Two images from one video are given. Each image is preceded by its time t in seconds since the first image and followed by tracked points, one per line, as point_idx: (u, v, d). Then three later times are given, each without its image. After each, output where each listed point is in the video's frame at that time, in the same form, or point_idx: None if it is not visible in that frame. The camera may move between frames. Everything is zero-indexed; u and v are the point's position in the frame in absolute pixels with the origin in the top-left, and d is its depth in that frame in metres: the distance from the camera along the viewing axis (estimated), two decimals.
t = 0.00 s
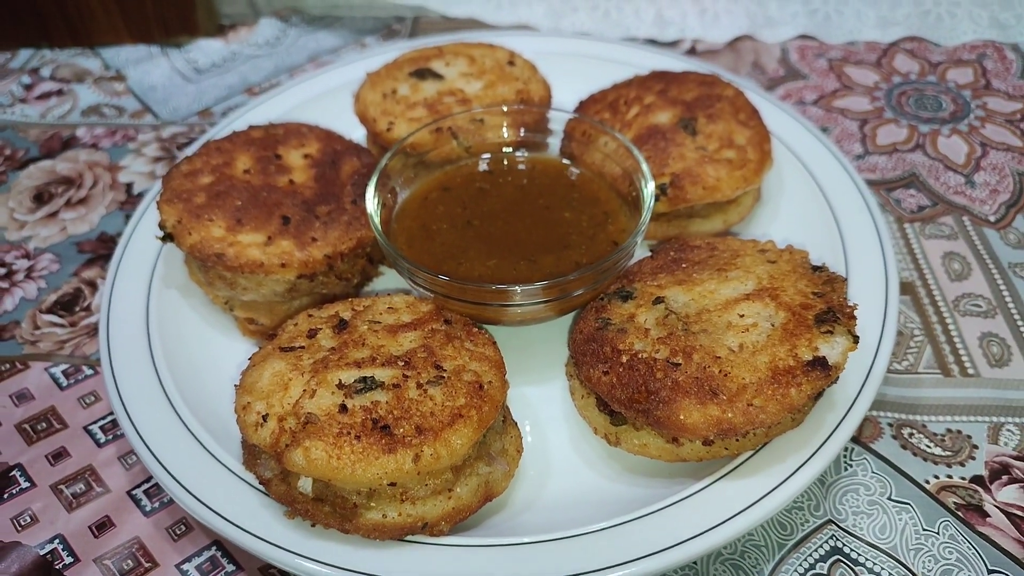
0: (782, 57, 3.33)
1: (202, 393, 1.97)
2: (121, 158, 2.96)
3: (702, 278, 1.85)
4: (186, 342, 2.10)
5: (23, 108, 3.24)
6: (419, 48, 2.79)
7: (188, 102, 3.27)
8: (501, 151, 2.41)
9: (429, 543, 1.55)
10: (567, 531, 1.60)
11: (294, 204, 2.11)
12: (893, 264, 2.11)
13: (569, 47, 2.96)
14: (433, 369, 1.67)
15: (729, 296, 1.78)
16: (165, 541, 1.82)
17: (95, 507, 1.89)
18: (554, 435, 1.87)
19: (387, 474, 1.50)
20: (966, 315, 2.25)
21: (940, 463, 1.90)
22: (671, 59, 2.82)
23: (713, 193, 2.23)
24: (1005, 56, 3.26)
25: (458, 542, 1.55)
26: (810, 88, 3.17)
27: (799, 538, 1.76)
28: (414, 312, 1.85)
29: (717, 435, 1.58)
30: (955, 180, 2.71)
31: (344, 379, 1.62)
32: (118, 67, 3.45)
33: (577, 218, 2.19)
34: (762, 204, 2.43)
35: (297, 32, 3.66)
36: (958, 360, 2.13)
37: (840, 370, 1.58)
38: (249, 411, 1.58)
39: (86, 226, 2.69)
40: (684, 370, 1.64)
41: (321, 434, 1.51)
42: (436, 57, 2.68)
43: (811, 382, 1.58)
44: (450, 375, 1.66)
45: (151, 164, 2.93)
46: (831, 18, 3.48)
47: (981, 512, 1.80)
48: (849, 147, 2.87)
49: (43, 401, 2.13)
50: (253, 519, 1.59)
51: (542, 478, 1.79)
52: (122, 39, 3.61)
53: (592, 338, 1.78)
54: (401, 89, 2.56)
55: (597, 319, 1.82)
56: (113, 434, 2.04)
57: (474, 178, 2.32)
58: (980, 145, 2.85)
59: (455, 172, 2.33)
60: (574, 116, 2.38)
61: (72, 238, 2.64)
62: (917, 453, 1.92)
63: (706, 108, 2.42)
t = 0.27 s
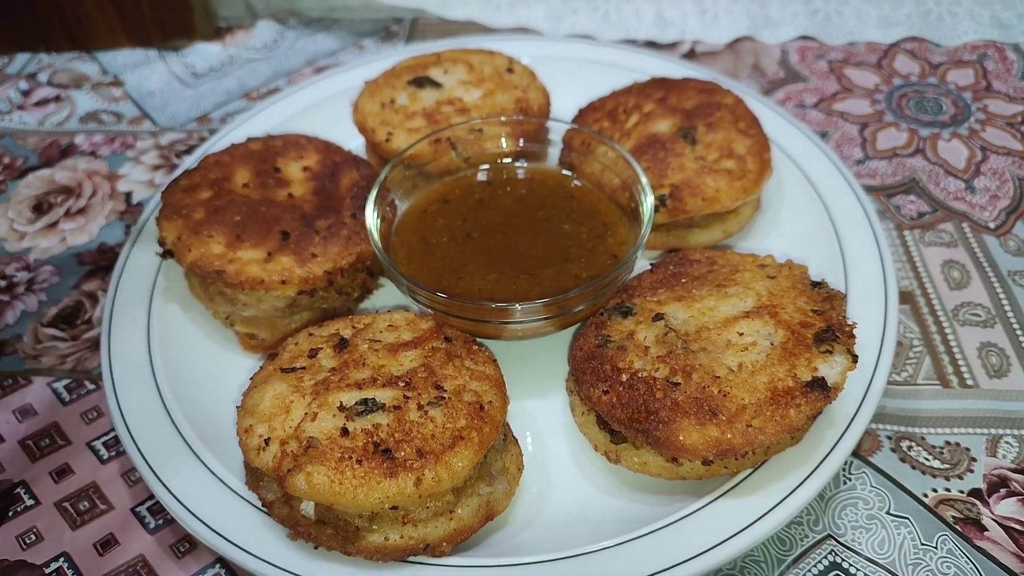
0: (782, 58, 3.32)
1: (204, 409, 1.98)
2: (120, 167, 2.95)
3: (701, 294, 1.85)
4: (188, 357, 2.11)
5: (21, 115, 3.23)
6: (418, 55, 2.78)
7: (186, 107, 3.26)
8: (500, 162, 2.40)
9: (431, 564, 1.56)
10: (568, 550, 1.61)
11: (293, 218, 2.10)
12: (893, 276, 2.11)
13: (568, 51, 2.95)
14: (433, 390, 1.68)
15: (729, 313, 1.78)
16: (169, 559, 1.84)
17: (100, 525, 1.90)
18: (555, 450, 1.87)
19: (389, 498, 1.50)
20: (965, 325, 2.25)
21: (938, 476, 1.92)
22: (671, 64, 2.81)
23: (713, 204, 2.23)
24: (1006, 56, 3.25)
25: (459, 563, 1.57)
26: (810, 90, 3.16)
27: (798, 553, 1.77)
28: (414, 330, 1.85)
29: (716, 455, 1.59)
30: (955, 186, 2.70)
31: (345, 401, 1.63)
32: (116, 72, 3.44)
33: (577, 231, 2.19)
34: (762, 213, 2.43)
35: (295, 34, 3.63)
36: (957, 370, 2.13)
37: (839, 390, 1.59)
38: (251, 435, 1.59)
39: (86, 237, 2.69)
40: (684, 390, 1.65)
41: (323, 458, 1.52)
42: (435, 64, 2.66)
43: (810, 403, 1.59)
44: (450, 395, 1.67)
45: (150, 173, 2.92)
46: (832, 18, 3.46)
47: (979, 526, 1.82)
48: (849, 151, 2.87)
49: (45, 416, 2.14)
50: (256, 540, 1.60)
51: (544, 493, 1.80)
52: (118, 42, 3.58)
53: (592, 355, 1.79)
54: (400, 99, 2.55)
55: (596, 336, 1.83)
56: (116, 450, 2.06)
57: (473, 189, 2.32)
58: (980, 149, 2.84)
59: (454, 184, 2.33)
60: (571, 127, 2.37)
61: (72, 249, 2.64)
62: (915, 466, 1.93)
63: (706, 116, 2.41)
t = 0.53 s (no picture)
0: (782, 62, 3.31)
1: (204, 419, 1.99)
2: (121, 172, 2.94)
3: (698, 309, 1.86)
4: (188, 367, 2.12)
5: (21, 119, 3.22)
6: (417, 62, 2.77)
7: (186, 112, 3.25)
8: (499, 172, 2.40)
9: None
10: (565, 565, 1.63)
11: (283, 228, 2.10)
12: (891, 289, 2.12)
13: (568, 57, 2.94)
14: (432, 406, 1.69)
15: (726, 329, 1.79)
16: (171, 570, 1.85)
17: (102, 536, 1.92)
18: (553, 462, 1.88)
19: (387, 516, 1.52)
20: (963, 335, 2.26)
21: (934, 489, 1.93)
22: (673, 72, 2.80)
23: (712, 216, 2.24)
24: (1007, 60, 3.24)
25: None
26: (810, 95, 3.15)
27: (794, 566, 1.79)
28: (413, 344, 1.87)
29: (712, 473, 1.60)
30: (954, 193, 2.71)
31: (345, 418, 1.64)
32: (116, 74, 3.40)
33: (575, 242, 2.20)
34: (761, 222, 2.43)
35: (294, 39, 3.58)
36: (954, 382, 2.14)
37: (834, 410, 1.61)
38: (251, 452, 1.61)
39: (87, 244, 2.69)
40: (680, 407, 1.66)
41: (323, 477, 1.54)
42: (434, 72, 2.66)
43: (806, 422, 1.60)
44: (448, 412, 1.68)
45: (151, 179, 2.92)
46: (833, 22, 3.44)
47: (973, 539, 1.83)
48: (849, 158, 2.87)
49: (48, 426, 2.16)
50: (257, 555, 1.62)
51: (541, 508, 1.80)
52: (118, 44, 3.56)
53: (589, 370, 1.80)
54: (399, 107, 2.56)
55: (594, 351, 1.84)
56: (118, 460, 2.07)
57: (473, 199, 2.32)
58: (980, 156, 2.84)
59: (454, 194, 2.34)
60: (569, 137, 2.35)
61: (73, 256, 2.64)
62: (911, 479, 1.95)
63: (705, 126, 2.41)
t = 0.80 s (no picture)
0: (790, 53, 3.28)
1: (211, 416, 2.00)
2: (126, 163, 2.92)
3: (705, 307, 1.85)
4: (196, 362, 2.12)
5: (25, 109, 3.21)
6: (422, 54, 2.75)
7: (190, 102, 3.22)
8: (505, 166, 2.39)
9: None
10: (571, 562, 1.63)
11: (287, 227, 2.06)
12: (897, 286, 2.11)
13: (574, 48, 2.92)
14: (438, 404, 1.69)
15: (732, 327, 1.79)
16: (178, 564, 1.87)
17: (110, 529, 1.93)
18: (558, 458, 1.88)
19: (394, 514, 1.53)
20: (969, 332, 2.25)
21: (939, 487, 1.93)
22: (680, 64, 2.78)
23: (718, 211, 2.22)
24: (1017, 52, 3.21)
25: None
26: (818, 87, 3.12)
27: (798, 564, 1.80)
28: (419, 340, 1.86)
29: (718, 472, 1.60)
30: (962, 188, 2.69)
31: (351, 416, 1.64)
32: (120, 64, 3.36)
33: (581, 238, 2.19)
34: (768, 217, 2.42)
35: (299, 27, 3.57)
36: (960, 379, 2.14)
37: (840, 409, 1.61)
38: (258, 449, 1.61)
39: (92, 236, 2.68)
40: (686, 406, 1.67)
41: (330, 475, 1.54)
42: (439, 64, 2.64)
43: (812, 422, 1.60)
44: (454, 409, 1.68)
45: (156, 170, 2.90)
46: (841, 12, 3.41)
47: (977, 537, 1.84)
48: (856, 151, 2.85)
49: (55, 419, 2.17)
50: (265, 552, 1.63)
51: (546, 507, 1.80)
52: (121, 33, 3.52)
53: (595, 368, 1.80)
54: (405, 100, 2.54)
55: (600, 348, 1.84)
56: (125, 454, 2.08)
57: (478, 194, 2.31)
58: (989, 150, 2.82)
59: (459, 188, 2.33)
60: (576, 132, 2.33)
61: (78, 249, 2.64)
62: (916, 477, 1.95)
63: (712, 120, 2.39)
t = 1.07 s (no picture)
0: (803, 57, 3.26)
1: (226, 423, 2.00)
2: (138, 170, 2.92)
3: (719, 322, 1.85)
4: (211, 368, 2.13)
5: (37, 115, 3.18)
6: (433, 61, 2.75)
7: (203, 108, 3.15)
8: (517, 176, 2.39)
9: None
10: None
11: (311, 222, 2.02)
12: (912, 300, 2.10)
13: (586, 55, 2.91)
14: (453, 420, 1.69)
15: (746, 344, 1.79)
16: None
17: (127, 541, 1.95)
18: (572, 473, 1.88)
19: (410, 533, 1.54)
20: (983, 345, 2.24)
21: (952, 502, 1.93)
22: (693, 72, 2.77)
23: (732, 222, 2.22)
24: None
25: None
26: (830, 92, 3.11)
27: None
28: (434, 354, 1.87)
29: (732, 491, 1.61)
30: (976, 196, 2.68)
31: (367, 433, 1.65)
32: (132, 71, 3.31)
33: (594, 250, 2.19)
34: (781, 227, 2.41)
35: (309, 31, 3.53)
36: (973, 392, 2.14)
37: (856, 429, 1.60)
38: (275, 467, 1.62)
39: (106, 244, 2.69)
40: (701, 424, 1.67)
41: (347, 494, 1.56)
42: (451, 71, 2.63)
43: (827, 442, 1.61)
44: (469, 426, 1.69)
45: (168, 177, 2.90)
46: (853, 16, 3.39)
47: (991, 554, 1.84)
48: (869, 159, 2.84)
49: (71, 430, 2.19)
50: (281, 569, 1.65)
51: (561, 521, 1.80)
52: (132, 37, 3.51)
53: (610, 384, 1.80)
54: (417, 109, 2.54)
55: (614, 363, 1.84)
56: (141, 465, 2.10)
57: (491, 204, 2.31)
58: (1003, 157, 2.81)
59: (472, 199, 2.33)
60: (588, 140, 2.33)
61: (92, 256, 2.65)
62: (929, 492, 1.95)
63: (725, 129, 2.38)
